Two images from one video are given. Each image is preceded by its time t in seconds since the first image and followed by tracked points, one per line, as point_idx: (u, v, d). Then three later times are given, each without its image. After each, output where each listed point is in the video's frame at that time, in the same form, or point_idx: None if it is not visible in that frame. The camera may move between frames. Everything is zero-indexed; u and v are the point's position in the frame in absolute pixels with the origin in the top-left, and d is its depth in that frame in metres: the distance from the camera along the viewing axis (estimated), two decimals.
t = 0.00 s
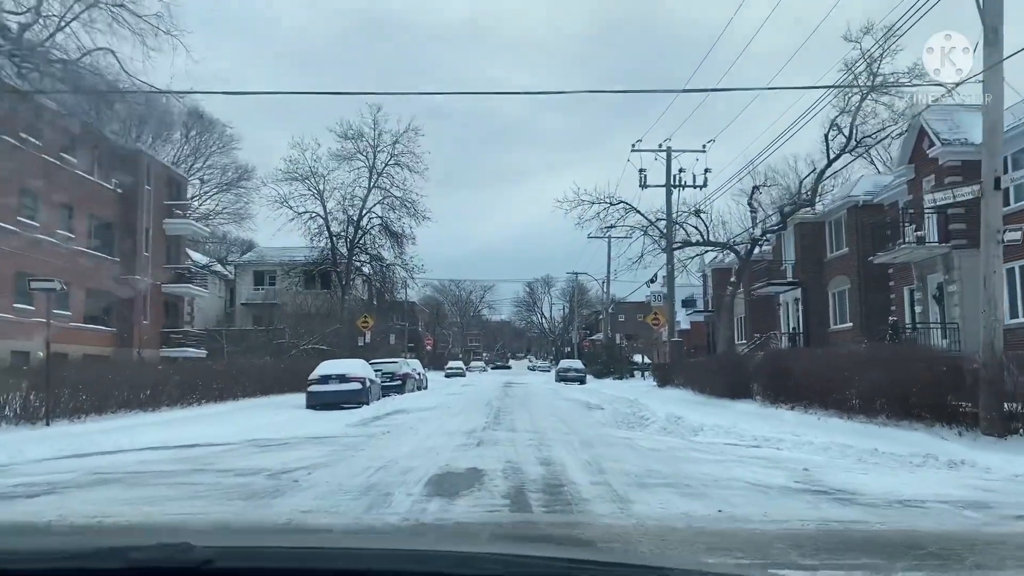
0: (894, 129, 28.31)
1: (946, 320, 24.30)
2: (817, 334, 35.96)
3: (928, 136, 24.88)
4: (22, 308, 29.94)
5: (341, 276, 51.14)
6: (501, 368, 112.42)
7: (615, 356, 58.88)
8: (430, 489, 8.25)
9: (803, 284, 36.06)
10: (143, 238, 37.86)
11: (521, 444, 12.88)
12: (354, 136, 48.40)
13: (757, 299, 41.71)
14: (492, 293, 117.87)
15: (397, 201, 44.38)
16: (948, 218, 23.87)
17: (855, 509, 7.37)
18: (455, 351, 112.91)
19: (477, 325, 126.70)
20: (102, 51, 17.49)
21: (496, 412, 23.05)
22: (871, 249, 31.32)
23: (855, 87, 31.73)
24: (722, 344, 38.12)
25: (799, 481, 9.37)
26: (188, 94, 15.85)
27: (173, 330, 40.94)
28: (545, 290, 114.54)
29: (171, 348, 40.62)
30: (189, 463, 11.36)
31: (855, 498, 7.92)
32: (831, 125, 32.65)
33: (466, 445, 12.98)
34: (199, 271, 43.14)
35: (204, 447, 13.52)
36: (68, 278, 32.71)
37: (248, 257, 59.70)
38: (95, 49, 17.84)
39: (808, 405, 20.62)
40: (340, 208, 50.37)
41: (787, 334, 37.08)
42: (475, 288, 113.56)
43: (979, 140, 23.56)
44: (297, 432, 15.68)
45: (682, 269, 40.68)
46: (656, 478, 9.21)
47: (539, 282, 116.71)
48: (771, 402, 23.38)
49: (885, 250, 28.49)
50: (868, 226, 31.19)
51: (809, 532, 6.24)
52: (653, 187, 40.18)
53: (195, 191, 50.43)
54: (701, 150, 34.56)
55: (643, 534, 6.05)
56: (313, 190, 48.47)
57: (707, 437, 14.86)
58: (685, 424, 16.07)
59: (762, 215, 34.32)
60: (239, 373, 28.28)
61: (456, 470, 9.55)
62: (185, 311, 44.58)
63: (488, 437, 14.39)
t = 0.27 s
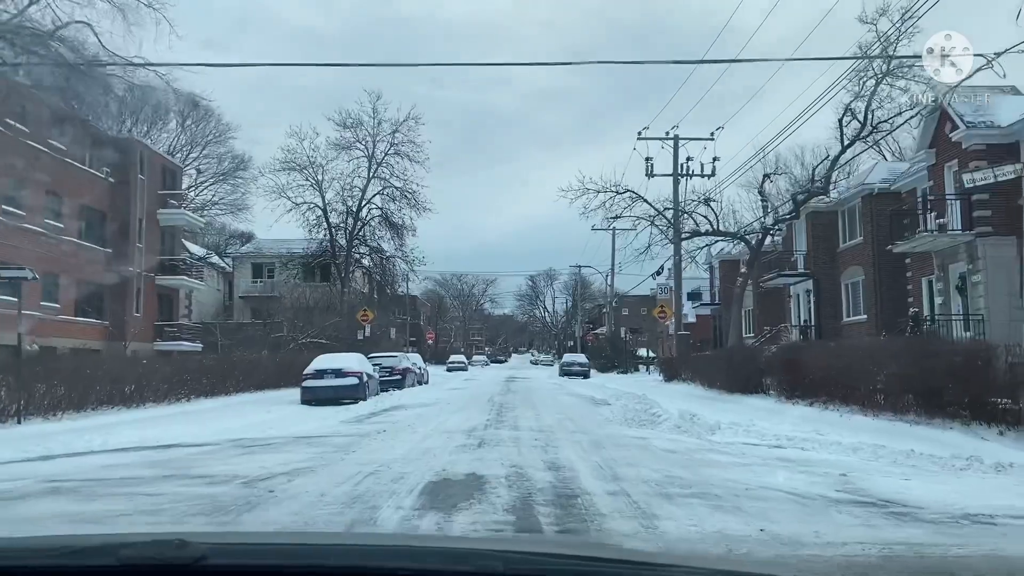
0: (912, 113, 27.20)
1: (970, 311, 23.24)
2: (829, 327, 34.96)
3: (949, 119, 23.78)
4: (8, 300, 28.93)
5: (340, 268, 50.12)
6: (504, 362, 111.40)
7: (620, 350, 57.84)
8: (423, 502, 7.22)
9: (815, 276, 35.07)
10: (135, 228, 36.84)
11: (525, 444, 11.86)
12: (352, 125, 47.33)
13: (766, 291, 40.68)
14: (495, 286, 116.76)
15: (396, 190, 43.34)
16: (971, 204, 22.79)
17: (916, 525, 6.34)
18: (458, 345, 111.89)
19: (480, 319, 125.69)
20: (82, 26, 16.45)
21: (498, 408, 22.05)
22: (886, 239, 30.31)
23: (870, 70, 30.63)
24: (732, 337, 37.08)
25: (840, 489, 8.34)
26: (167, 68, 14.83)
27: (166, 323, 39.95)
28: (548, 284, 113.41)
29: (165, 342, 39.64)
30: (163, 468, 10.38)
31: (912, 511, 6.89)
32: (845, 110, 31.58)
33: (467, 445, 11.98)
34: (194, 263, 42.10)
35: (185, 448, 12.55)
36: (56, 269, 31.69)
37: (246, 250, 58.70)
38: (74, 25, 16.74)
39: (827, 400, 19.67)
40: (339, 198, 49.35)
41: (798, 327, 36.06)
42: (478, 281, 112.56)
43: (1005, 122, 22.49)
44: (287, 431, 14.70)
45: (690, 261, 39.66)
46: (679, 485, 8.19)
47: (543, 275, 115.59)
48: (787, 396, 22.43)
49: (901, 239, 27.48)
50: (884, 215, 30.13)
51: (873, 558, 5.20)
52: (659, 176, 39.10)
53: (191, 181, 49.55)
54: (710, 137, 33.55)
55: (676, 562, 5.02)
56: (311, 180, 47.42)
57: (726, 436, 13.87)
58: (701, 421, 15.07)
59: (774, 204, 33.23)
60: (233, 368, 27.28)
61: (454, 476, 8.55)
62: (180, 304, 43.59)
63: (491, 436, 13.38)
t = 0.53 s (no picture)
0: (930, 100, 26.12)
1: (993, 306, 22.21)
2: (840, 322, 33.90)
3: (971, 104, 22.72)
4: None
5: (338, 263, 49.12)
6: (506, 359, 110.40)
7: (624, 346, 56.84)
8: (412, 526, 6.23)
9: (826, 270, 34.02)
10: (126, 222, 35.86)
11: (528, 450, 10.87)
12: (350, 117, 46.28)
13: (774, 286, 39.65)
14: (497, 282, 115.70)
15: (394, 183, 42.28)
16: (994, 194, 21.75)
17: (996, 558, 5.35)
18: (459, 341, 110.87)
19: (481, 315, 124.65)
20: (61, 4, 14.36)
21: (499, 408, 21.05)
22: (901, 231, 29.27)
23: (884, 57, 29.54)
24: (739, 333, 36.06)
25: (890, 505, 7.32)
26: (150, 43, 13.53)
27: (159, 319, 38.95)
28: (550, 280, 112.33)
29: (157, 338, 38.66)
30: (129, 480, 9.39)
31: (984, 538, 5.88)
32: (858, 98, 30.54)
33: (463, 451, 10.95)
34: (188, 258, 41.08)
35: (158, 455, 11.53)
36: (43, 263, 30.64)
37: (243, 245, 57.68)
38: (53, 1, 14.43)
39: (845, 399, 18.66)
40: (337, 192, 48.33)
41: (808, 323, 35.02)
42: (479, 278, 111.47)
43: None
44: (272, 434, 13.68)
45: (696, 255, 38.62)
46: (705, 503, 7.19)
47: (544, 271, 114.52)
48: (801, 394, 21.43)
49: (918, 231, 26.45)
50: (898, 206, 29.10)
51: None
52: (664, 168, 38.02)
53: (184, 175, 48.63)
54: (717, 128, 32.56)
55: None
56: (308, 173, 46.41)
57: (745, 440, 12.83)
58: (717, 423, 14.01)
59: (783, 195, 32.15)
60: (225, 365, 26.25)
61: (449, 492, 7.57)
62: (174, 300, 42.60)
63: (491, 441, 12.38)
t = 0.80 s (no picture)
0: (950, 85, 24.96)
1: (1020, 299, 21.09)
2: (852, 318, 32.77)
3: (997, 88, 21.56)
4: None
5: (334, 257, 48.00)
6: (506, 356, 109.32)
7: (626, 342, 55.74)
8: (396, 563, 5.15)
9: (837, 264, 32.90)
10: (113, 213, 34.67)
11: (532, 459, 9.79)
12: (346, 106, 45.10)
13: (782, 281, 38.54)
14: (496, 278, 114.57)
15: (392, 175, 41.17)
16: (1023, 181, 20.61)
17: None
18: (459, 338, 109.76)
19: (481, 311, 123.50)
20: None
21: (499, 407, 19.95)
22: (917, 223, 28.15)
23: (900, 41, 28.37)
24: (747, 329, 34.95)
25: (956, 530, 6.30)
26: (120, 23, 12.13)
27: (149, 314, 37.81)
28: (550, 276, 111.18)
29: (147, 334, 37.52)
30: (86, 494, 8.38)
31: None
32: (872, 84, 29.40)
33: (460, 458, 9.90)
34: (179, 251, 39.92)
35: (123, 462, 10.47)
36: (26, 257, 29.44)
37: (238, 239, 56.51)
38: None
39: (866, 398, 17.58)
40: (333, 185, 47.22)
41: (818, 318, 33.91)
42: (479, 273, 110.22)
43: None
44: (252, 438, 12.61)
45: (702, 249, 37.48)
46: (744, 528, 6.10)
47: (545, 267, 113.33)
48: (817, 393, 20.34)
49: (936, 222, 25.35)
50: (915, 197, 27.98)
51: None
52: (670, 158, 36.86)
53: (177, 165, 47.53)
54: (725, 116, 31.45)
55: None
56: (303, 164, 45.26)
57: (767, 444, 11.75)
58: (735, 426, 12.94)
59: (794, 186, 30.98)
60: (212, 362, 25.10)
61: (442, 515, 6.48)
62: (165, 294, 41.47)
63: (490, 447, 11.28)
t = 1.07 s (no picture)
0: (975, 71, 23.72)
1: None
2: (868, 316, 31.49)
3: None
4: None
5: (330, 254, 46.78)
6: (507, 355, 108.14)
7: (631, 340, 54.55)
8: None
9: (851, 259, 31.62)
10: (100, 207, 33.45)
11: (537, 473, 8.60)
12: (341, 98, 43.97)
13: (794, 278, 37.38)
14: (498, 276, 113.31)
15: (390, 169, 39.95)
16: None
17: None
18: (459, 336, 108.59)
19: (482, 309, 122.31)
20: None
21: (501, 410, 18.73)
22: (937, 216, 26.89)
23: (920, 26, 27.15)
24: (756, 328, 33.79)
25: None
26: None
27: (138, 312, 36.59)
28: (552, 273, 109.89)
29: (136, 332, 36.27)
30: (18, 520, 7.21)
31: None
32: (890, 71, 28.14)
33: (456, 473, 8.67)
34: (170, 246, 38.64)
35: (74, 477, 9.27)
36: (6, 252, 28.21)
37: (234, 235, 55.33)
38: None
39: (895, 401, 16.34)
40: (329, 179, 46.03)
41: (833, 316, 32.79)
42: (480, 271, 108.93)
43: None
44: (227, 447, 11.38)
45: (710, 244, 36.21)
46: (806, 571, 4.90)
47: (547, 265, 112.08)
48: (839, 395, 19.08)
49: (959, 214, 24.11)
50: (936, 189, 26.74)
51: None
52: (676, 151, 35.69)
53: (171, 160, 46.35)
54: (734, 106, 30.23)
55: None
56: (298, 158, 44.09)
57: (799, 455, 10.51)
58: (761, 433, 11.70)
59: (809, 179, 29.70)
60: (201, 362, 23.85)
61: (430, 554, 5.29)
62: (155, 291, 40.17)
63: (491, 457, 10.08)
